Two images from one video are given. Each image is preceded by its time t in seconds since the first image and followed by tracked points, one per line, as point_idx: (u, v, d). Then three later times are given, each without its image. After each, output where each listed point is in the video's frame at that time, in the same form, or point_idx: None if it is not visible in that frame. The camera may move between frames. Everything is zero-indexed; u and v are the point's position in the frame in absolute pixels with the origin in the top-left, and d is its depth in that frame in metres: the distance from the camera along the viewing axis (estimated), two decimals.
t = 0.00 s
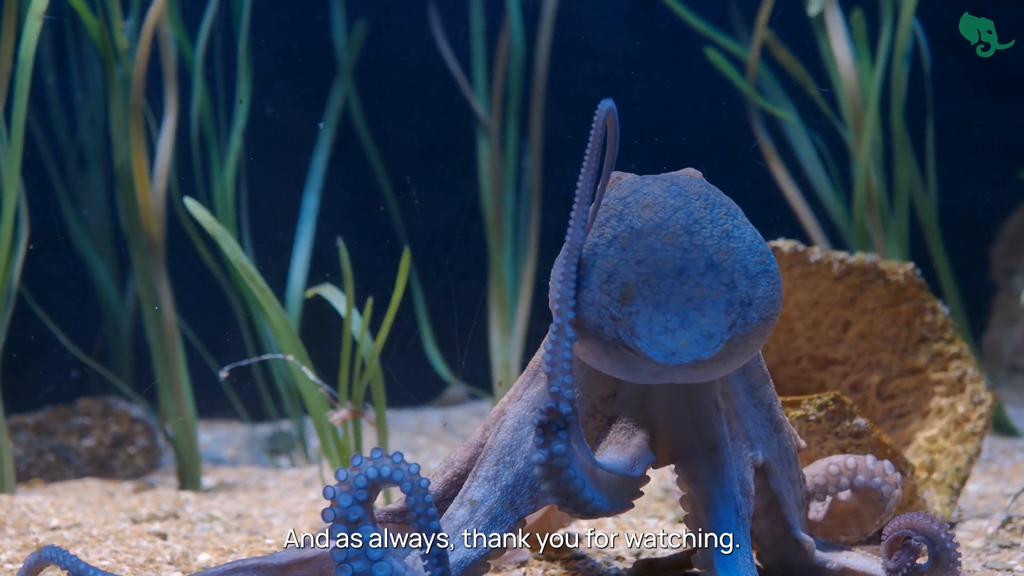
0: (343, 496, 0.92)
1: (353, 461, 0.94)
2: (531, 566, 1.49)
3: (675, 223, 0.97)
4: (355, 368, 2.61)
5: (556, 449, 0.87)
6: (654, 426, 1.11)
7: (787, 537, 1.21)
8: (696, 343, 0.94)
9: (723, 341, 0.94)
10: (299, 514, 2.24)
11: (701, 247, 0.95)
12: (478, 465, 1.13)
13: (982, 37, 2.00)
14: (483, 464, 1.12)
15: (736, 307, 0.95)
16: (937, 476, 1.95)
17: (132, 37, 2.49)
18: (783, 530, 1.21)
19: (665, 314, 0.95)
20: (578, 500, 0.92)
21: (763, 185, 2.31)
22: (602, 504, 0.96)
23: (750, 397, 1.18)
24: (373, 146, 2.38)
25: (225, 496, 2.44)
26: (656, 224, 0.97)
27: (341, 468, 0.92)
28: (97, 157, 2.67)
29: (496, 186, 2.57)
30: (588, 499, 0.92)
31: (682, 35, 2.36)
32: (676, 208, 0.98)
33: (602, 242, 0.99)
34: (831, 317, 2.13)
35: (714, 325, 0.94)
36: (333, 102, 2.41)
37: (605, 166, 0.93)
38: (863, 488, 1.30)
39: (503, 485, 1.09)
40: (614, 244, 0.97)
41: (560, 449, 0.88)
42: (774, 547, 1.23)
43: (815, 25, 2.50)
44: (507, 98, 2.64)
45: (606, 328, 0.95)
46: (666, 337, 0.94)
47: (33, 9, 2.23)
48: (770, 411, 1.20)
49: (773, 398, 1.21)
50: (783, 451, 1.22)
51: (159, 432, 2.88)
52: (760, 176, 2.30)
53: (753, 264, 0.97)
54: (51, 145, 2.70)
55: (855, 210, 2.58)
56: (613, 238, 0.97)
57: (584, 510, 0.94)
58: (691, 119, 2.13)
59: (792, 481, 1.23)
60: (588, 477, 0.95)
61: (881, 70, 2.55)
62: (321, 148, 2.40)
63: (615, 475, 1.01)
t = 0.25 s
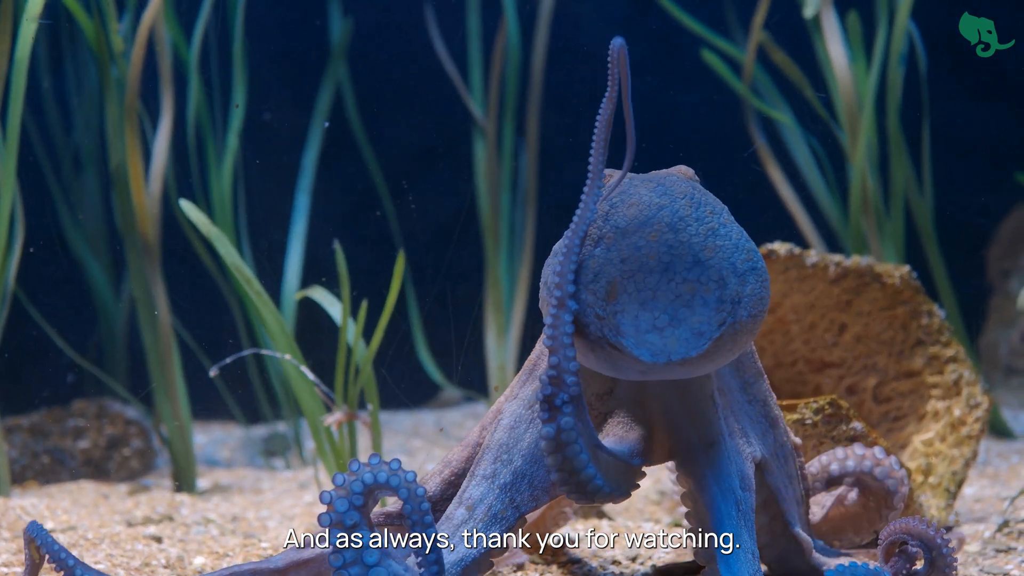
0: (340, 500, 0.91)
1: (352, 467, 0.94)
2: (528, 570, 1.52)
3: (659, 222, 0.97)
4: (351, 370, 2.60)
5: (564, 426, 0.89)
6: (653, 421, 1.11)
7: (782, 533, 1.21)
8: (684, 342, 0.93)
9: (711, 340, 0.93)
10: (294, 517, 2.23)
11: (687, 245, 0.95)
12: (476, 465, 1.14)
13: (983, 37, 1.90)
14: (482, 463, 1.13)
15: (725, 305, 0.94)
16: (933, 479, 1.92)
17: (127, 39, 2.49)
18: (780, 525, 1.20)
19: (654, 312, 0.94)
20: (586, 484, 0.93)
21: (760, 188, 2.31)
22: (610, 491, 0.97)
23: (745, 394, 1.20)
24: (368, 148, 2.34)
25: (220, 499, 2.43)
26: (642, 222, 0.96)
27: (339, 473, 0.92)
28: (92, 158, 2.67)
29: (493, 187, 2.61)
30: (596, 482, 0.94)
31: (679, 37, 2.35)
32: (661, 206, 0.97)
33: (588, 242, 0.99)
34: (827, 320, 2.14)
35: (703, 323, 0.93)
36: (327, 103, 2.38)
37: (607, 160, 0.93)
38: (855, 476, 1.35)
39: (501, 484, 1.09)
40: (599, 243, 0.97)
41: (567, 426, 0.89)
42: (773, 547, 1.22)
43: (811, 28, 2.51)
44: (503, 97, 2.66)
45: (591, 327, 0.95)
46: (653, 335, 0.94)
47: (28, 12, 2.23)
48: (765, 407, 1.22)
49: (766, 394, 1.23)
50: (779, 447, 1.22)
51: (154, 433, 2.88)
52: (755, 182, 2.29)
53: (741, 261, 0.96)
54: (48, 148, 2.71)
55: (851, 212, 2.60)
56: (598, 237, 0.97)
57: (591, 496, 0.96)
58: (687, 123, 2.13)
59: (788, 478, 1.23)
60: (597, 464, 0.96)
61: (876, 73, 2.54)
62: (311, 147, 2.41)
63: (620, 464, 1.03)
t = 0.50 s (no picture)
0: (344, 511, 0.95)
1: (356, 479, 0.98)
2: None
3: (644, 232, 0.99)
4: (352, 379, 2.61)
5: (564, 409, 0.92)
6: (653, 425, 1.14)
7: (787, 539, 1.22)
8: (669, 347, 0.94)
9: (696, 346, 0.94)
10: (295, 526, 2.23)
11: (671, 253, 0.97)
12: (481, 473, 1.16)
13: (983, 37, 1.89)
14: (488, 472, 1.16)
15: (712, 313, 0.95)
16: (935, 489, 1.91)
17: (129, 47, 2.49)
18: (785, 530, 1.21)
19: (641, 320, 0.95)
20: (587, 474, 0.96)
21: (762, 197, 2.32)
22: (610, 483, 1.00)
23: (744, 399, 1.23)
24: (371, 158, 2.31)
25: (221, 507, 2.43)
26: (627, 233, 1.00)
27: (344, 485, 0.96)
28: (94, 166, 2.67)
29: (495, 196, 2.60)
30: (598, 473, 0.97)
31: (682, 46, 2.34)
32: (646, 217, 1.01)
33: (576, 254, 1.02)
34: (828, 330, 2.16)
35: (688, 329, 0.94)
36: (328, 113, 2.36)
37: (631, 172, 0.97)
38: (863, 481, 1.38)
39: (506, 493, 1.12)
40: (586, 253, 1.00)
41: (567, 411, 0.92)
42: (780, 555, 1.23)
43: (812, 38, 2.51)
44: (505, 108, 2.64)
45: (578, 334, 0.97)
46: (638, 342, 0.95)
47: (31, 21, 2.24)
48: (764, 414, 1.25)
49: (766, 402, 1.26)
50: (780, 455, 1.25)
51: (155, 442, 2.88)
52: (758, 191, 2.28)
53: (727, 269, 0.98)
54: (50, 156, 2.74)
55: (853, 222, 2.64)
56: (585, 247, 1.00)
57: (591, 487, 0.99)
58: (687, 134, 2.13)
59: (791, 485, 1.25)
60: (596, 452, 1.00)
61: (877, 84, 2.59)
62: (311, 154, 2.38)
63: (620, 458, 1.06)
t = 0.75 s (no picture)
0: (351, 516, 0.97)
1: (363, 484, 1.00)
2: None
3: (622, 236, 1.07)
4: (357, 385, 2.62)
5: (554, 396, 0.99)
6: (652, 424, 1.20)
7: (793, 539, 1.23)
8: (643, 348, 1.04)
9: (670, 347, 1.04)
10: (300, 531, 2.24)
11: (649, 257, 1.05)
12: (491, 477, 1.20)
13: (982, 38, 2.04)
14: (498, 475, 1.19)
15: (688, 316, 1.04)
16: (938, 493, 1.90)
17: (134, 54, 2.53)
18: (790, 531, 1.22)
19: (617, 321, 1.04)
20: (581, 463, 1.02)
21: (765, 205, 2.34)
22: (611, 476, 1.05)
23: (746, 403, 1.25)
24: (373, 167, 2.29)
25: (226, 513, 2.45)
26: (606, 236, 1.07)
27: (350, 490, 0.98)
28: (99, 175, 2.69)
29: (499, 206, 2.65)
30: (592, 462, 1.02)
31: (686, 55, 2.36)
32: (625, 222, 1.08)
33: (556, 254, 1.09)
34: (830, 337, 2.19)
35: (663, 331, 1.04)
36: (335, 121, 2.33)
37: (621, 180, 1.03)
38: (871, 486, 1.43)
39: (515, 493, 1.16)
40: (566, 255, 1.07)
41: (557, 401, 0.99)
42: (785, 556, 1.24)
43: (816, 44, 2.56)
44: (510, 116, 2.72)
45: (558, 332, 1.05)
46: (615, 341, 1.04)
47: (37, 30, 2.27)
48: (765, 416, 1.27)
49: (767, 404, 1.28)
50: (781, 456, 1.27)
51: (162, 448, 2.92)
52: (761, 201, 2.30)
53: (704, 273, 1.05)
54: (55, 163, 2.67)
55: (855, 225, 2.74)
56: (565, 249, 1.07)
57: (591, 479, 1.05)
58: (683, 142, 2.19)
59: (794, 488, 1.27)
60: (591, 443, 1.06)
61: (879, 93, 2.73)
62: (319, 163, 2.37)
63: (620, 454, 1.12)
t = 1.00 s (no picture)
0: (357, 515, 0.98)
1: (369, 484, 1.01)
2: None
3: (591, 233, 1.11)
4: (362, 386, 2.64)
5: (527, 368, 1.04)
6: (646, 412, 1.19)
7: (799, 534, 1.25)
8: (604, 339, 1.05)
9: (632, 340, 1.04)
10: (305, 530, 2.26)
11: (615, 253, 1.07)
12: (496, 478, 1.20)
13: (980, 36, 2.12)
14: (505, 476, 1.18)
15: (652, 312, 1.04)
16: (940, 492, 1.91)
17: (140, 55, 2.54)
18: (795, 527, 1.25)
19: (580, 311, 1.06)
20: (565, 440, 1.04)
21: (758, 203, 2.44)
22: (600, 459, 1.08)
23: (743, 399, 1.29)
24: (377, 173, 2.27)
25: (231, 512, 2.46)
26: (575, 234, 1.11)
27: (358, 488, 0.99)
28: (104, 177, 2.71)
29: (503, 208, 2.68)
30: (575, 439, 1.04)
31: (690, 58, 2.38)
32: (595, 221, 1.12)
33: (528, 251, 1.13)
34: (833, 337, 2.20)
35: (625, 324, 1.04)
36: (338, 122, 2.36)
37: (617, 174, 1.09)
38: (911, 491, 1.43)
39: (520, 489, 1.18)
40: (535, 250, 1.11)
41: (533, 374, 1.03)
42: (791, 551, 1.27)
43: (818, 46, 2.56)
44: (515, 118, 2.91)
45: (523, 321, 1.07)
46: (576, 332, 1.05)
47: (45, 32, 2.29)
48: (762, 414, 1.30)
49: (763, 401, 1.31)
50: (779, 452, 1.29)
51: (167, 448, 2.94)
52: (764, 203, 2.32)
53: (671, 270, 1.07)
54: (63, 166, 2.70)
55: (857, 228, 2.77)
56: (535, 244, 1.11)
57: (577, 458, 1.07)
58: (692, 143, 2.17)
59: (796, 485, 1.29)
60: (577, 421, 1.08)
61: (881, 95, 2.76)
62: (329, 165, 2.40)
63: (611, 440, 1.13)
